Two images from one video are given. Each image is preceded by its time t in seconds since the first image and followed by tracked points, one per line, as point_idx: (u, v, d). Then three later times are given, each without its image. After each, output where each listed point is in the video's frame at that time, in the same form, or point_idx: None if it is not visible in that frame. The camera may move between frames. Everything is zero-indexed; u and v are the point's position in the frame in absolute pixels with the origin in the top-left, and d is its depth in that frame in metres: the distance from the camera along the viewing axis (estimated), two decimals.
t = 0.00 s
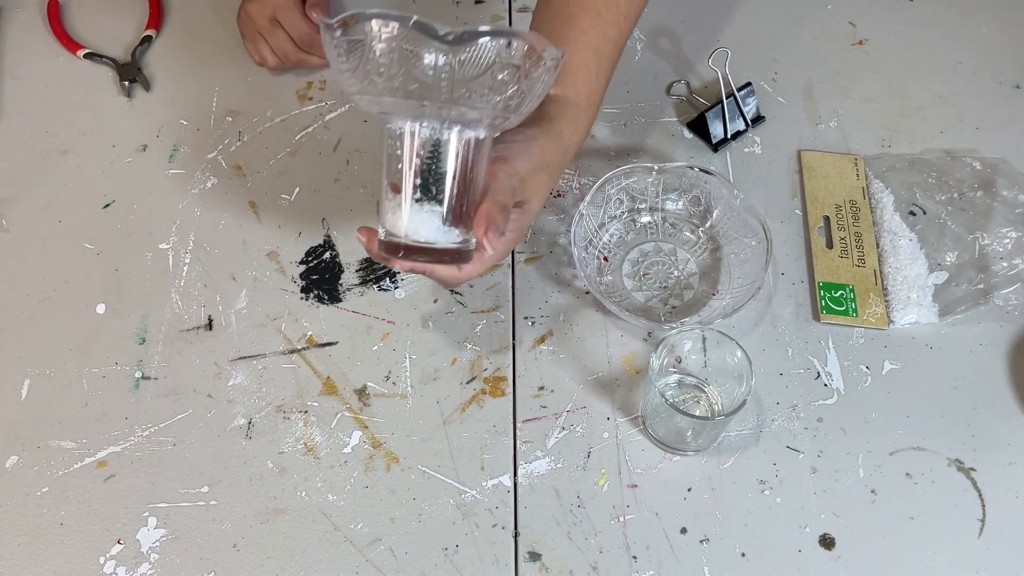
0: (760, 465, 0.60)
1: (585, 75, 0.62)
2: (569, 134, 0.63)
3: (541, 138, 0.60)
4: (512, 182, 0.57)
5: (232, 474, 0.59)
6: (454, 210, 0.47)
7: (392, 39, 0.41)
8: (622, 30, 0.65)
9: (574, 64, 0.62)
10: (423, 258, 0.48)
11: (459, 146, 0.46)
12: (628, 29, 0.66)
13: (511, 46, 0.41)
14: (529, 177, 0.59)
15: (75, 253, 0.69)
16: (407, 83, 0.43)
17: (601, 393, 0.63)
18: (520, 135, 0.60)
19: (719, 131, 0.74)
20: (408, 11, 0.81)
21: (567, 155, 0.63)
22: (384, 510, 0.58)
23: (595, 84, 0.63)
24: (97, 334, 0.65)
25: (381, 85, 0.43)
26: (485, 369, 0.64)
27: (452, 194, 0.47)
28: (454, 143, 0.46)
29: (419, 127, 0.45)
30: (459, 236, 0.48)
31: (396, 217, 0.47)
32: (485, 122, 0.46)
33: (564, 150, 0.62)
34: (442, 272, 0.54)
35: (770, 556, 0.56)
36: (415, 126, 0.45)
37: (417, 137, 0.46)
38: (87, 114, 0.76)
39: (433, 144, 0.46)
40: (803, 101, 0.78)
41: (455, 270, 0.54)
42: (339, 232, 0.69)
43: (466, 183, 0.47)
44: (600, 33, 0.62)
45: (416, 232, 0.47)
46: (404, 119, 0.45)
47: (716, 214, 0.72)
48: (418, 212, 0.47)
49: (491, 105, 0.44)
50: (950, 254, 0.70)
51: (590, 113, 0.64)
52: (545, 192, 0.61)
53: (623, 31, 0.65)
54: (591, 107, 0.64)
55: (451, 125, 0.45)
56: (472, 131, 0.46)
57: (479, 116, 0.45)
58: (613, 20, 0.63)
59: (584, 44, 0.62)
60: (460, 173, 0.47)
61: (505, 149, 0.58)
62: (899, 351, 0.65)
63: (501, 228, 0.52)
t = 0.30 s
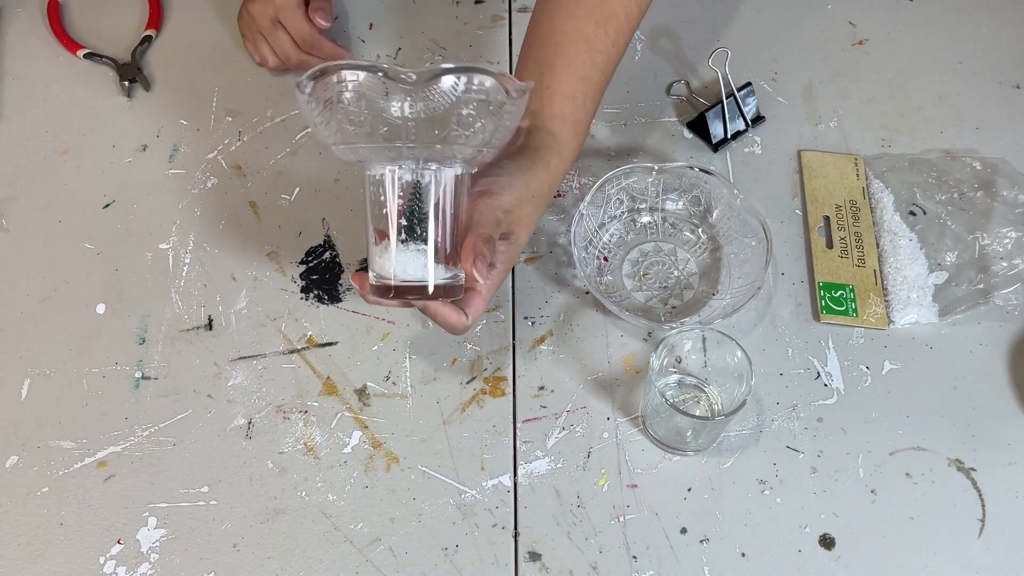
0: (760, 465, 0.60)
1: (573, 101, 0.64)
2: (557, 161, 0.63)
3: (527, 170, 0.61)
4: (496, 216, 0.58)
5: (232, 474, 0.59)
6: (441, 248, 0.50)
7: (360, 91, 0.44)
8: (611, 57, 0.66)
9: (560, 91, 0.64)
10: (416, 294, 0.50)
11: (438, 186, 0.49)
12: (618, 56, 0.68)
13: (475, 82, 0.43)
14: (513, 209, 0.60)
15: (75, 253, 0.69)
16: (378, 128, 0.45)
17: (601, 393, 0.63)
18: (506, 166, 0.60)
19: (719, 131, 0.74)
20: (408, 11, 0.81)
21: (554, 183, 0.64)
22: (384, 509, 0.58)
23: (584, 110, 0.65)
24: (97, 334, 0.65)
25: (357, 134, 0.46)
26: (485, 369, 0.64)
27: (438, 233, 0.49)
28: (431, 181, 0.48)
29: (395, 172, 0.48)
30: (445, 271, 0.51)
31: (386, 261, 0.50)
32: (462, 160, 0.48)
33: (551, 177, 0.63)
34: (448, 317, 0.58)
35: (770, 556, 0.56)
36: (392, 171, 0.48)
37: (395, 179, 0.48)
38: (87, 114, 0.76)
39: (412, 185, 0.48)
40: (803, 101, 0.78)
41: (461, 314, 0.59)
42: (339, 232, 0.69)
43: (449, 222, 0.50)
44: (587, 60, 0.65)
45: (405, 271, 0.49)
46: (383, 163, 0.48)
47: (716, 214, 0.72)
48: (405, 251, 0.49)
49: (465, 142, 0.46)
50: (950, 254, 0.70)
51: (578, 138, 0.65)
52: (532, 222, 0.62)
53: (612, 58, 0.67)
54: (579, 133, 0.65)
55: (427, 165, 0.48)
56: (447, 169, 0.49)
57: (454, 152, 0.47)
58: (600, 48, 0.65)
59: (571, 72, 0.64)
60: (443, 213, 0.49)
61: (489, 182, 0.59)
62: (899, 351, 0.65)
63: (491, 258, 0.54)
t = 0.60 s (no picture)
0: (760, 465, 0.60)
1: (574, 110, 0.64)
2: (561, 170, 0.63)
3: (533, 179, 0.61)
4: (503, 224, 0.57)
5: (232, 474, 0.59)
6: (445, 261, 0.53)
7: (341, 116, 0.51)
8: (612, 65, 0.66)
9: (562, 100, 0.64)
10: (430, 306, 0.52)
11: (434, 203, 0.54)
12: (619, 63, 0.68)
13: (444, 89, 0.52)
14: (522, 218, 0.59)
15: (75, 253, 0.69)
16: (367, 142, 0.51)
17: (601, 393, 0.63)
18: (512, 177, 0.60)
19: (719, 131, 0.74)
20: (408, 11, 0.81)
21: (559, 192, 0.64)
22: (384, 510, 0.58)
23: (585, 119, 0.65)
24: (97, 334, 0.65)
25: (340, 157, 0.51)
26: (485, 369, 0.64)
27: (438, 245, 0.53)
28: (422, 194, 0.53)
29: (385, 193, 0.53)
30: (456, 281, 0.52)
31: (396, 281, 0.52)
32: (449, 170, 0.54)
33: (556, 186, 0.63)
34: (465, 334, 0.57)
35: (770, 556, 0.56)
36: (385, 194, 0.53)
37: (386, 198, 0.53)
38: (87, 114, 0.76)
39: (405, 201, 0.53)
40: (803, 101, 0.78)
41: (477, 327, 0.58)
42: (339, 232, 0.69)
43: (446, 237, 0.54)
44: (589, 69, 0.65)
45: (415, 284, 0.52)
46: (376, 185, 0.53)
47: (716, 214, 0.72)
48: (413, 267, 0.51)
49: (451, 149, 0.53)
50: (950, 254, 0.70)
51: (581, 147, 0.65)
52: (540, 231, 0.62)
53: (613, 66, 0.67)
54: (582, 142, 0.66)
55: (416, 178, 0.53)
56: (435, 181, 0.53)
57: (443, 160, 0.53)
58: (602, 56, 0.65)
59: (572, 81, 0.64)
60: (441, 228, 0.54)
61: (495, 193, 0.58)
62: (899, 352, 0.65)
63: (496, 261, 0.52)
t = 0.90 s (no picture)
0: (760, 465, 0.60)
1: (575, 110, 0.64)
2: (562, 170, 0.64)
3: (534, 179, 0.61)
4: (505, 226, 0.58)
5: (232, 474, 0.59)
6: (448, 263, 0.53)
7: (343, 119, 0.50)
8: (614, 64, 0.66)
9: (562, 100, 0.64)
10: (432, 309, 0.52)
11: (435, 206, 0.53)
12: (621, 63, 0.67)
13: (449, 93, 0.50)
14: (525, 219, 0.60)
15: (75, 253, 0.69)
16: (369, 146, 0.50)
17: (601, 393, 0.63)
18: (513, 178, 0.61)
19: (719, 131, 0.74)
20: (408, 11, 0.81)
21: (560, 192, 0.64)
22: (384, 510, 0.58)
23: (586, 119, 0.65)
24: (97, 334, 0.65)
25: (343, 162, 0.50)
26: (485, 369, 0.64)
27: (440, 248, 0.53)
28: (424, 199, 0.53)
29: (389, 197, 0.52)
30: (457, 285, 0.53)
31: (399, 284, 0.52)
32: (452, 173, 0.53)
33: (557, 186, 0.63)
34: (465, 335, 0.58)
35: (770, 556, 0.56)
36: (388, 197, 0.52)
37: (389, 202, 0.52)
38: (87, 114, 0.76)
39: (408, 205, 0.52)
40: (803, 101, 0.78)
41: (477, 328, 0.58)
42: (339, 232, 0.69)
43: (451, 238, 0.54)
44: (590, 69, 0.65)
45: (417, 287, 0.52)
46: (380, 189, 0.52)
47: (716, 214, 0.72)
48: (415, 271, 0.52)
49: (454, 153, 0.52)
50: (950, 254, 0.70)
51: (582, 147, 0.66)
52: (542, 231, 0.62)
53: (616, 66, 0.67)
54: (583, 142, 0.66)
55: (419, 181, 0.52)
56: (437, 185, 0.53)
57: (447, 164, 0.52)
58: (604, 56, 0.65)
59: (574, 80, 0.64)
60: (444, 231, 0.53)
61: (497, 195, 0.59)
62: (899, 352, 0.65)
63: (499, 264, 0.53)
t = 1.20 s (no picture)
0: (760, 465, 0.60)
1: (575, 107, 0.64)
2: (562, 168, 0.63)
3: (534, 177, 0.61)
4: (504, 225, 0.57)
5: (232, 474, 0.59)
6: (448, 262, 0.53)
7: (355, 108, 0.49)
8: (614, 62, 0.67)
9: (562, 97, 0.64)
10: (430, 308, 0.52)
11: (440, 202, 0.53)
12: (621, 62, 0.68)
13: (463, 92, 0.49)
14: (525, 219, 0.59)
15: (75, 253, 0.69)
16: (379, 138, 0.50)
17: (601, 392, 0.63)
18: (513, 175, 0.61)
19: (719, 131, 0.74)
20: (408, 11, 0.81)
21: (561, 190, 0.64)
22: (384, 510, 0.58)
23: (586, 117, 0.65)
24: (97, 334, 0.65)
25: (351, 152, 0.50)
26: (485, 369, 0.64)
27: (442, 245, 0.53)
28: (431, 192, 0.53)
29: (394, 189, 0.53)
30: (456, 284, 0.53)
31: (398, 280, 0.52)
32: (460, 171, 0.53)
33: (557, 184, 0.63)
34: (460, 332, 0.59)
35: (770, 556, 0.56)
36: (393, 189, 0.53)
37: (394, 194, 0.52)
38: (87, 114, 0.76)
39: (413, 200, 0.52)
40: (803, 101, 0.78)
41: (472, 327, 0.59)
42: (339, 232, 0.69)
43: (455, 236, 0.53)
44: (590, 66, 0.65)
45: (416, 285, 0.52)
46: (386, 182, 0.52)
47: (716, 214, 0.72)
48: (415, 268, 0.52)
49: (462, 151, 0.51)
50: (950, 254, 0.70)
51: (582, 145, 0.65)
52: (541, 231, 0.62)
53: (615, 64, 0.67)
54: (583, 141, 0.65)
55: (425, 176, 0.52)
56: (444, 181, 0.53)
57: (455, 163, 0.52)
58: (604, 53, 0.65)
59: (575, 77, 0.64)
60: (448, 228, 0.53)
61: (495, 194, 0.59)
62: (900, 352, 0.65)
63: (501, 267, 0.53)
